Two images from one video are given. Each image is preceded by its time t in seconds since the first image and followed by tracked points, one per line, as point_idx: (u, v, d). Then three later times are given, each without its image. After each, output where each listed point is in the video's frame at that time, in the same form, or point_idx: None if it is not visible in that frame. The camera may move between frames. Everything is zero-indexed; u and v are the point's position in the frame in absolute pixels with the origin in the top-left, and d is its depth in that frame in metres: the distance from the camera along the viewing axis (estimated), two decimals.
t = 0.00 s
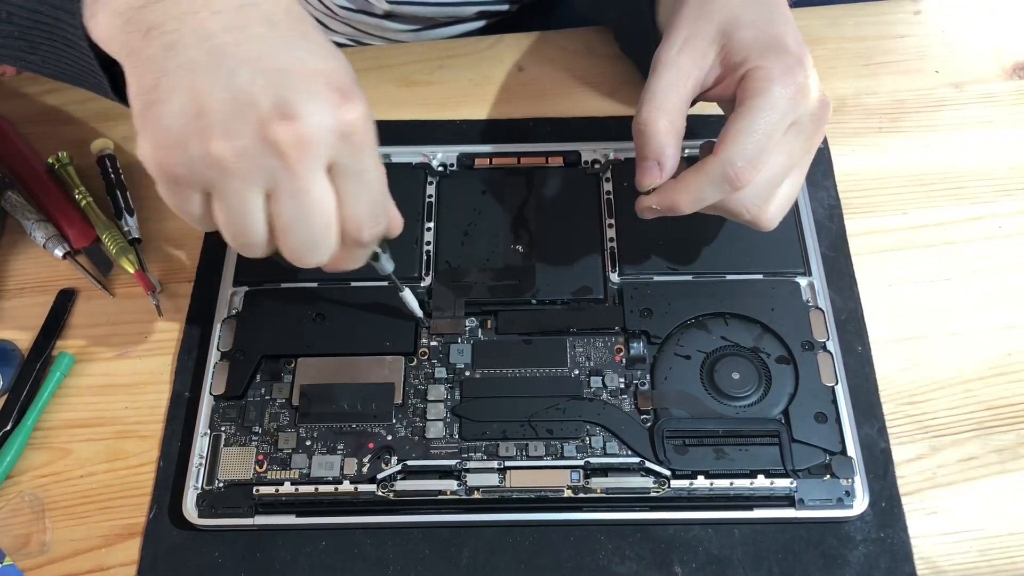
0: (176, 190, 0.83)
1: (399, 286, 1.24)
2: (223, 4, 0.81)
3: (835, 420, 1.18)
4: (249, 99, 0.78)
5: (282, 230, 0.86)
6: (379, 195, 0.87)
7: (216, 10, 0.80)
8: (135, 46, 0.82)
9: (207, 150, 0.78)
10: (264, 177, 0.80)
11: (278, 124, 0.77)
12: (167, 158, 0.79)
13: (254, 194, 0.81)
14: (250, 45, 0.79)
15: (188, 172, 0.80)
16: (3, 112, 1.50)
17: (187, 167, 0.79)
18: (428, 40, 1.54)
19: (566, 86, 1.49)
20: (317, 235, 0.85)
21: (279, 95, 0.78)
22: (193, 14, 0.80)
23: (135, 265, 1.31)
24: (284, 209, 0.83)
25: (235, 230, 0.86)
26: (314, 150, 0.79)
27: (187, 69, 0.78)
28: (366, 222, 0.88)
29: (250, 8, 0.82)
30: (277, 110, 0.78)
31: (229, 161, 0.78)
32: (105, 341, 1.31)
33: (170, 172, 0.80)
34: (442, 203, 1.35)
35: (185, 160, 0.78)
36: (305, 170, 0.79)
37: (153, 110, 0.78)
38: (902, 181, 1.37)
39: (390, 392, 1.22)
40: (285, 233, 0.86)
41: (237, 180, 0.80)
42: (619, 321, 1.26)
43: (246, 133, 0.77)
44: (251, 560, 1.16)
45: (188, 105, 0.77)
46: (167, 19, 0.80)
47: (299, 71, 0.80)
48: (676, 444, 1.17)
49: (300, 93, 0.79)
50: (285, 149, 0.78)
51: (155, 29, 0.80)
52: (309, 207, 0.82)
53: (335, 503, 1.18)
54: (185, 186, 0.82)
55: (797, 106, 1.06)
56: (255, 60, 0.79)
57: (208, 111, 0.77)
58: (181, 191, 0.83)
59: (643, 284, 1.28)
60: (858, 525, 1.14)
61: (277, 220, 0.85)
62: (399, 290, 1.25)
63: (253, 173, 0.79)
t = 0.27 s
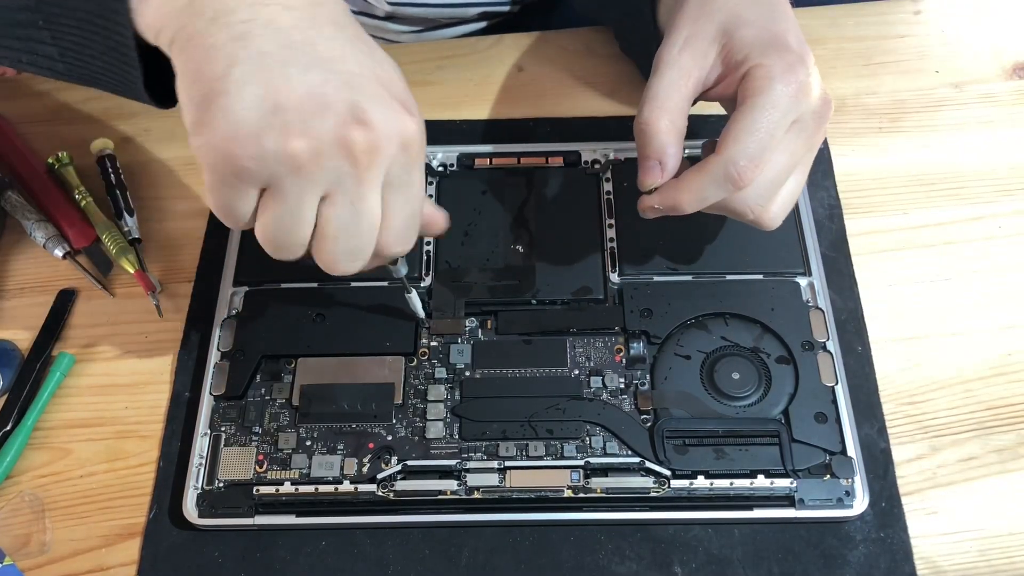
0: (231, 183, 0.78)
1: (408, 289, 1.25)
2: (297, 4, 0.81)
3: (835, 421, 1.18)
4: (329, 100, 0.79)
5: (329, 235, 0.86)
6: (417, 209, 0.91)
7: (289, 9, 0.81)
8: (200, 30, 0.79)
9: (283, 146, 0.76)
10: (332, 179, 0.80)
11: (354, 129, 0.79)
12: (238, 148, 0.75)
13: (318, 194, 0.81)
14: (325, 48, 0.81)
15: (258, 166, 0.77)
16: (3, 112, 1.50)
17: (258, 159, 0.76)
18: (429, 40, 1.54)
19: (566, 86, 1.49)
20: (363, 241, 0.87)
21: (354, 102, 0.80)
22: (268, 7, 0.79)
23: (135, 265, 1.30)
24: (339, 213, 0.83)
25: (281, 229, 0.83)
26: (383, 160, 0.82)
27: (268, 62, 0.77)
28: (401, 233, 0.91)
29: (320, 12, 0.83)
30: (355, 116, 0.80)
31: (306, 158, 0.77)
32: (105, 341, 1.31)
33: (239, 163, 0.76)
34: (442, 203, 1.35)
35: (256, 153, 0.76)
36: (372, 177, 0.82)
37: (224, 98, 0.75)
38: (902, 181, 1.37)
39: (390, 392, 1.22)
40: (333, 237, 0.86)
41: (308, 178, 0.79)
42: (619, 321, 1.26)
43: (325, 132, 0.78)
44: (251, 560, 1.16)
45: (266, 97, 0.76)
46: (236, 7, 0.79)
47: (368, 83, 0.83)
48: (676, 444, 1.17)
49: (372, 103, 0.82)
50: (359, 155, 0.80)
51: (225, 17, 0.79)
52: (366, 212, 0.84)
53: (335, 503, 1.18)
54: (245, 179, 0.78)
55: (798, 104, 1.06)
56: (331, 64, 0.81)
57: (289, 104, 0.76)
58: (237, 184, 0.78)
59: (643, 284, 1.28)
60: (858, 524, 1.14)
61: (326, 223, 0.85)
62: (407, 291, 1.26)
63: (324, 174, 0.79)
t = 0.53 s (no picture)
0: (281, 208, 0.78)
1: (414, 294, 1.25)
2: (267, 9, 0.75)
3: (835, 421, 1.18)
4: (330, 96, 0.75)
5: (387, 225, 0.83)
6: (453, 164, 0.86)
7: (263, 18, 0.74)
8: (184, 65, 0.72)
9: (313, 157, 0.75)
10: (370, 172, 0.77)
11: (366, 115, 0.77)
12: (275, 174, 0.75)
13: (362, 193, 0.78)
14: (309, 47, 0.76)
15: (297, 184, 0.76)
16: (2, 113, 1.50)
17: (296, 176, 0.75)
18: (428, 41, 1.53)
19: (566, 86, 1.49)
20: (420, 220, 0.84)
21: (353, 87, 0.77)
22: (243, 26, 0.73)
23: (135, 266, 1.30)
24: (389, 201, 0.80)
25: (345, 240, 0.81)
26: (400, 132, 0.79)
27: (262, 78, 0.72)
28: (452, 195, 0.86)
29: (292, 14, 0.77)
30: (360, 99, 0.77)
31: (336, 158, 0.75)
32: (105, 343, 1.31)
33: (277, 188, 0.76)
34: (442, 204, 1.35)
35: (292, 172, 0.75)
36: (401, 154, 0.79)
37: (242, 129, 0.73)
38: (902, 181, 1.37)
39: (390, 393, 1.22)
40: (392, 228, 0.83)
41: (347, 181, 0.76)
42: (619, 322, 1.26)
43: (341, 130, 0.75)
44: (252, 561, 1.17)
45: (276, 116, 0.73)
46: (208, 26, 0.72)
47: (358, 64, 0.80)
48: (676, 445, 1.17)
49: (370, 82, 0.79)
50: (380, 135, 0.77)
51: (205, 41, 0.72)
52: (411, 189, 0.81)
53: (336, 504, 1.18)
54: (293, 203, 0.77)
55: (801, 101, 1.06)
56: (320, 59, 0.76)
57: (298, 115, 0.74)
58: (287, 209, 0.78)
59: (643, 285, 1.28)
60: (859, 525, 1.14)
61: (382, 217, 0.82)
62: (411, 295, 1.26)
63: (359, 168, 0.77)
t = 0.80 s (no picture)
0: (260, 209, 0.76)
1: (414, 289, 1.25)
2: (265, 9, 0.73)
3: (835, 421, 1.18)
4: (323, 101, 0.73)
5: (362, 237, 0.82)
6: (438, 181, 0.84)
7: (260, 17, 0.72)
8: (177, 60, 0.70)
9: (300, 157, 0.72)
10: (354, 179, 0.75)
11: (357, 124, 0.75)
12: (259, 172, 0.72)
13: (344, 200, 0.77)
14: (305, 51, 0.74)
15: (281, 184, 0.73)
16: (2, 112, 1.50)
17: (281, 178, 0.73)
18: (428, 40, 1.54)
19: (566, 86, 1.49)
20: (396, 233, 0.82)
21: (347, 95, 0.75)
22: (239, 23, 0.70)
23: (135, 265, 1.30)
24: (368, 211, 0.79)
25: (320, 245, 0.80)
26: (387, 143, 0.77)
27: (255, 77, 0.70)
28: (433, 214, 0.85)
29: (291, 16, 0.74)
30: (351, 106, 0.75)
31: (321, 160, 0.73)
32: (105, 341, 1.31)
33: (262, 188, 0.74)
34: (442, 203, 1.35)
35: (276, 171, 0.72)
36: (389, 165, 0.77)
37: (230, 124, 0.70)
38: (902, 181, 1.37)
39: (390, 392, 1.22)
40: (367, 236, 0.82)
41: (331, 186, 0.74)
42: (619, 321, 1.26)
43: (331, 136, 0.73)
44: (251, 560, 1.16)
45: (265, 114, 0.70)
46: (204, 23, 0.70)
47: (355, 72, 0.78)
48: (676, 444, 1.17)
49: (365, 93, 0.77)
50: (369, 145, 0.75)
51: (200, 37, 0.70)
52: (394, 202, 0.80)
53: (335, 503, 1.18)
54: (272, 203, 0.75)
55: (802, 102, 1.06)
56: (316, 64, 0.74)
57: (288, 116, 0.71)
58: (265, 210, 0.76)
59: (643, 284, 1.28)
60: (858, 524, 1.14)
61: (359, 226, 0.81)
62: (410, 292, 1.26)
63: (344, 174, 0.75)
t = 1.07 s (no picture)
0: (259, 202, 0.77)
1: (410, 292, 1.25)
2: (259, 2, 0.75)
3: (835, 420, 1.18)
4: (315, 92, 0.74)
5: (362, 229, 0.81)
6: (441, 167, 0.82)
7: (253, 9, 0.74)
8: (172, 53, 0.73)
9: (291, 147, 0.73)
10: (350, 169, 0.75)
11: (350, 114, 0.75)
12: (254, 164, 0.74)
13: (339, 191, 0.77)
14: (300, 43, 0.76)
15: (273, 174, 0.74)
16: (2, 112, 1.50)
17: (273, 168, 0.74)
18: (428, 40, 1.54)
19: (566, 86, 1.49)
20: (398, 223, 0.80)
21: (340, 86, 0.76)
22: (234, 16, 0.73)
23: (135, 265, 1.30)
24: (368, 202, 0.78)
25: (326, 237, 0.80)
26: (383, 132, 0.77)
27: (248, 70, 0.72)
28: (440, 202, 0.82)
29: (285, 7, 0.77)
30: (344, 96, 0.76)
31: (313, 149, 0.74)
32: (105, 341, 1.31)
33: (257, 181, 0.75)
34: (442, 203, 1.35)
35: (270, 162, 0.74)
36: (384, 151, 0.77)
37: (225, 118, 0.73)
38: (902, 181, 1.37)
39: (390, 392, 1.22)
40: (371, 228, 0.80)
41: (325, 175, 0.75)
42: (619, 321, 1.26)
43: (323, 125, 0.74)
44: (251, 560, 1.16)
45: (258, 106, 0.72)
46: (199, 15, 0.72)
47: (350, 64, 0.79)
48: (676, 444, 1.17)
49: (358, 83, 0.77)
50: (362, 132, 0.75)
51: (194, 31, 0.72)
52: (394, 191, 0.78)
53: (335, 503, 1.18)
54: (271, 196, 0.76)
55: (800, 98, 1.06)
56: (309, 56, 0.76)
57: (280, 107, 0.73)
58: (264, 203, 0.76)
59: (643, 284, 1.28)
60: (858, 524, 1.14)
61: (360, 217, 0.80)
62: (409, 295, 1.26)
63: (338, 165, 0.75)
